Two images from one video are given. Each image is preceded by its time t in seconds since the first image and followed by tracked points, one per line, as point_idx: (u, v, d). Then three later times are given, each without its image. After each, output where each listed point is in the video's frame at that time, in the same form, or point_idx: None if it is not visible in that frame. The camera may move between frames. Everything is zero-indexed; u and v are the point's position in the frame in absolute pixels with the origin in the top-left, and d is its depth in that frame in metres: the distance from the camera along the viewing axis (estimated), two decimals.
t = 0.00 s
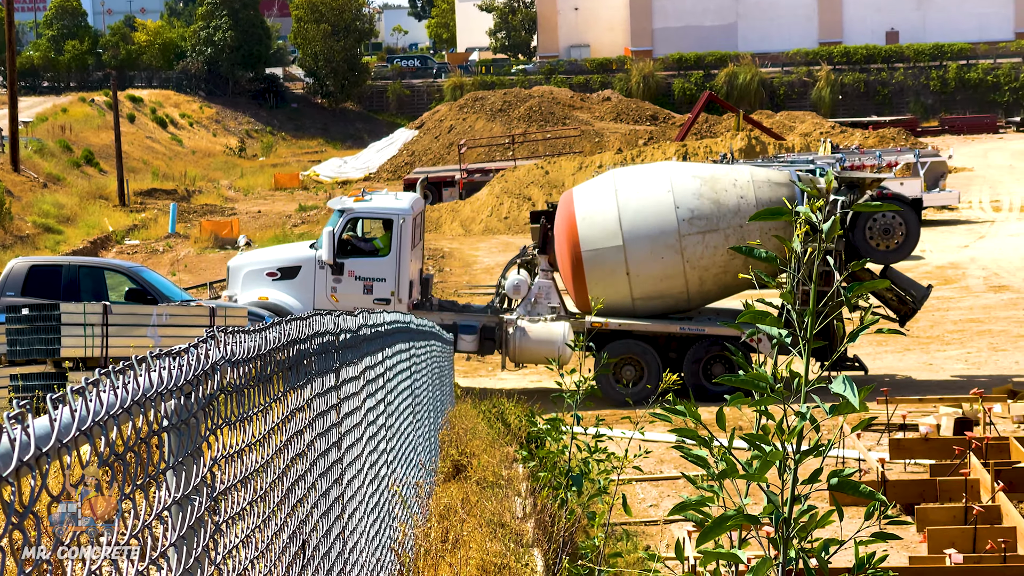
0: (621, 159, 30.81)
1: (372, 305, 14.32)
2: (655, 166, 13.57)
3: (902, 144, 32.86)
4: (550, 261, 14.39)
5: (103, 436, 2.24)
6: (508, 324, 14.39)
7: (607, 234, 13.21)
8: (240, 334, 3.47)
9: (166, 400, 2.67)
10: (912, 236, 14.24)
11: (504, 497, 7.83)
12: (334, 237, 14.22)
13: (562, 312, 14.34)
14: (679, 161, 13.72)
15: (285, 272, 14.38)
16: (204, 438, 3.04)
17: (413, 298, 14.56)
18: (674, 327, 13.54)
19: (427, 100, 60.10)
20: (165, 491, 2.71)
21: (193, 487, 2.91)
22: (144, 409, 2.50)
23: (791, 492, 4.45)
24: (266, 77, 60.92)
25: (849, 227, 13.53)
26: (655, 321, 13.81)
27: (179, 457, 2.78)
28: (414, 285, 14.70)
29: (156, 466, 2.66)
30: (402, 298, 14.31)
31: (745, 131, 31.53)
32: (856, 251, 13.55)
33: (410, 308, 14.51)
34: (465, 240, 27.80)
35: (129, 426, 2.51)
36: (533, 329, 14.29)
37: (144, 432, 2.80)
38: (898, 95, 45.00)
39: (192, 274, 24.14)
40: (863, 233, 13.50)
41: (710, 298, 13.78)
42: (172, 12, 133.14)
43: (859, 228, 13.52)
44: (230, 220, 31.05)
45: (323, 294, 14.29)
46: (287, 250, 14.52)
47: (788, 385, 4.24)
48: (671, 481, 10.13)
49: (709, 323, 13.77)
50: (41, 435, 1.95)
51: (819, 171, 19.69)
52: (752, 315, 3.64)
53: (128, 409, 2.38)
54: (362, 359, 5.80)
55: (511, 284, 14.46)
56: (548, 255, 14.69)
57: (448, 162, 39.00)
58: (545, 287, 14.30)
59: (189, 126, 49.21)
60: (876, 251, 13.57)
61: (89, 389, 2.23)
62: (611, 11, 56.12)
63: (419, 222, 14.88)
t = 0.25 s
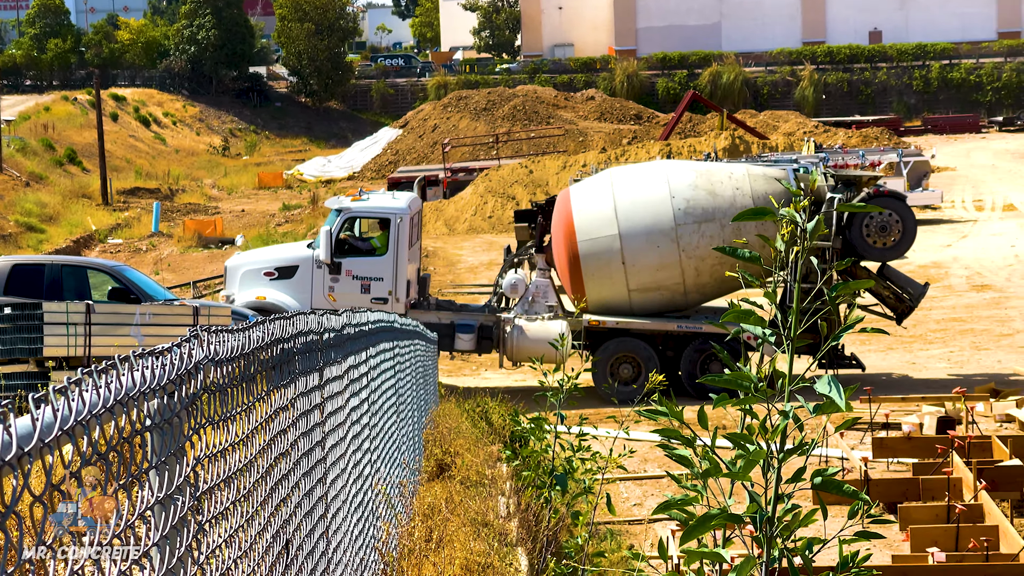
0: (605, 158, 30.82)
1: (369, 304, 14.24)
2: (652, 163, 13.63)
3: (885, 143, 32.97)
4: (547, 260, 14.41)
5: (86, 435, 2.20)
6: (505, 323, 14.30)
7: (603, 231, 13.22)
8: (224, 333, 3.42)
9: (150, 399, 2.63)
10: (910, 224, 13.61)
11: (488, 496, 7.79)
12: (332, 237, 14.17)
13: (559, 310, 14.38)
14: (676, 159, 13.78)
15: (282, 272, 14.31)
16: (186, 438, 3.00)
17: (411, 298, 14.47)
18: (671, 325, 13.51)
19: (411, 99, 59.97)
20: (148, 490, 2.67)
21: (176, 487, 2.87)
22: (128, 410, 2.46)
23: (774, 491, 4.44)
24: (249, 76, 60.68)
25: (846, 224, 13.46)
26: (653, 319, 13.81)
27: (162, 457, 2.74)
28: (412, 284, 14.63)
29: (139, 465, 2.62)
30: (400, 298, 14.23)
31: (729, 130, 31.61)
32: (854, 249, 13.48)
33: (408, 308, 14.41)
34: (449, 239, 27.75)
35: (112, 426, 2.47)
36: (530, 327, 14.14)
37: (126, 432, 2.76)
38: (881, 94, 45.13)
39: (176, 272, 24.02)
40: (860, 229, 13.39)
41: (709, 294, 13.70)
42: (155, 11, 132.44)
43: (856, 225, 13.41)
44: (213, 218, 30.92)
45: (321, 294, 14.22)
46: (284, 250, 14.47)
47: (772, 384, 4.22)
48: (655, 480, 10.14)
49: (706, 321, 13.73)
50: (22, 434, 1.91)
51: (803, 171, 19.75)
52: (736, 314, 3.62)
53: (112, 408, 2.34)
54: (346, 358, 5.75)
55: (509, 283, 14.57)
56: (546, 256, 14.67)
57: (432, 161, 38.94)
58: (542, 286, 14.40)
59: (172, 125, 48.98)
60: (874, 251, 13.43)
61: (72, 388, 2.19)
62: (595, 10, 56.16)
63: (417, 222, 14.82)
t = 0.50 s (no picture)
0: (584, 157, 30.81)
1: (363, 303, 14.15)
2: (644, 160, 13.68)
3: (863, 143, 33.12)
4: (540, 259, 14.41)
5: (61, 435, 2.15)
6: (497, 323, 14.26)
7: (596, 227, 13.20)
8: (201, 331, 3.36)
9: (126, 399, 2.58)
10: (903, 218, 13.37)
11: (467, 495, 7.73)
12: (324, 235, 14.04)
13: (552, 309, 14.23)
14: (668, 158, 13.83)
15: (274, 271, 14.18)
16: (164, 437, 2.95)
17: (403, 297, 14.41)
18: (664, 323, 13.47)
19: (391, 98, 59.79)
20: (125, 490, 2.62)
21: (154, 487, 2.82)
22: (103, 409, 2.41)
23: (753, 490, 4.42)
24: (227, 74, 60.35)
25: (838, 221, 13.32)
26: (646, 317, 13.76)
27: (138, 456, 2.69)
28: (405, 283, 14.54)
29: (115, 465, 2.57)
30: (393, 296, 14.15)
31: (708, 129, 31.65)
32: (845, 246, 13.36)
33: (400, 307, 14.35)
34: (429, 238, 27.63)
35: (88, 425, 2.42)
36: (522, 326, 14.12)
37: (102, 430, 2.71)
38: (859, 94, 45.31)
39: (153, 272, 23.83)
40: (852, 227, 13.24)
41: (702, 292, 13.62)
42: (133, 9, 131.57)
43: (848, 223, 13.25)
44: (192, 217, 30.72)
45: (313, 293, 14.11)
46: (275, 249, 14.33)
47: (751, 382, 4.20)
48: (634, 478, 10.13)
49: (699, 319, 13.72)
50: None
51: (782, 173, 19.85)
52: (717, 313, 3.60)
53: (87, 408, 2.29)
54: (324, 357, 5.69)
55: (502, 282, 14.50)
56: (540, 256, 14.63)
57: (411, 160, 38.78)
58: (534, 285, 14.29)
59: (150, 123, 48.64)
60: (866, 248, 13.31)
61: (47, 388, 2.15)
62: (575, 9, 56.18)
63: (409, 221, 14.73)
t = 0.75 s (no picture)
0: (559, 156, 30.81)
1: (352, 303, 14.07)
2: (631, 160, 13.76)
3: (836, 142, 33.29)
4: (528, 256, 14.29)
5: (32, 436, 2.13)
6: (485, 322, 14.12)
7: (586, 223, 13.12)
8: (175, 330, 3.31)
9: (100, 398, 2.54)
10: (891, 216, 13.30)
11: (441, 493, 7.68)
12: (313, 236, 13.95)
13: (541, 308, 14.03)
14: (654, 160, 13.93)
15: (263, 271, 14.09)
16: (137, 436, 2.89)
17: (392, 297, 14.32)
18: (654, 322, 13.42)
19: (365, 96, 59.55)
20: (98, 488, 2.58)
21: (127, 486, 2.77)
22: (76, 409, 2.37)
23: (727, 487, 4.40)
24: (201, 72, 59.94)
25: (826, 218, 13.24)
26: (634, 315, 13.70)
27: (111, 455, 2.65)
28: (393, 283, 14.49)
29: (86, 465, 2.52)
30: (381, 296, 14.07)
31: (683, 128, 31.72)
32: (833, 243, 13.30)
33: (389, 307, 14.26)
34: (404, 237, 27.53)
35: (59, 424, 2.37)
36: (510, 324, 13.88)
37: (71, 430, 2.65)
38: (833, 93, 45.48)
39: (127, 270, 23.62)
40: (840, 225, 13.17)
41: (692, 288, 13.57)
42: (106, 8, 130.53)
43: (837, 220, 13.18)
44: (166, 215, 30.49)
45: (302, 293, 14.05)
46: (263, 249, 14.25)
47: (723, 381, 4.20)
48: (609, 477, 10.11)
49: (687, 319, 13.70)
50: None
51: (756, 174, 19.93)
52: (690, 311, 3.61)
53: (57, 407, 2.25)
54: (299, 356, 5.62)
55: (490, 281, 14.54)
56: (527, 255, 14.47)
57: (386, 159, 38.63)
58: (523, 283, 14.19)
59: (124, 121, 48.24)
60: (854, 245, 13.26)
61: (19, 386, 2.12)
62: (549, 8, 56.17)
63: (397, 221, 14.66)
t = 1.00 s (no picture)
0: (532, 155, 30.78)
1: (339, 302, 14.03)
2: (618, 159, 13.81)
3: (808, 141, 33.48)
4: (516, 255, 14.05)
5: None
6: (473, 321, 14.03)
7: (573, 224, 13.06)
8: (145, 329, 3.28)
9: (67, 397, 2.51)
10: (876, 213, 13.23)
11: (414, 492, 7.63)
12: (300, 235, 13.85)
13: (528, 306, 14.00)
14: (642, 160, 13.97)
15: (250, 271, 13.98)
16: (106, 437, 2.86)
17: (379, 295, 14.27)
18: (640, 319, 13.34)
19: (338, 94, 59.26)
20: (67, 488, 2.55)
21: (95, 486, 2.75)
22: (43, 408, 2.34)
23: (698, 486, 4.38)
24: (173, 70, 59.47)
25: (812, 217, 13.16)
26: (621, 313, 13.68)
27: (80, 454, 2.62)
28: (382, 281, 14.40)
29: (56, 464, 2.50)
30: (368, 295, 14.02)
31: (655, 127, 31.76)
32: (819, 240, 13.25)
33: (377, 305, 14.21)
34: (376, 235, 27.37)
35: (27, 424, 2.35)
36: (498, 323, 13.70)
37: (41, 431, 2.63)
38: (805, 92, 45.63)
39: (97, 269, 23.38)
40: (826, 223, 13.09)
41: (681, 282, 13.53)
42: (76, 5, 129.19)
43: (822, 218, 13.11)
44: (137, 214, 30.22)
45: (289, 292, 13.94)
46: (251, 247, 14.14)
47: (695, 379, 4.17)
48: (581, 475, 10.07)
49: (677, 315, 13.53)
50: None
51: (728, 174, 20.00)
52: (662, 310, 3.59)
53: (26, 406, 2.23)
54: (271, 355, 5.57)
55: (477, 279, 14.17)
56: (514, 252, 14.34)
57: (359, 157, 38.43)
58: (511, 282, 13.98)
59: (94, 119, 47.78)
60: (840, 242, 13.18)
61: None
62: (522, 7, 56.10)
63: (385, 219, 14.51)
